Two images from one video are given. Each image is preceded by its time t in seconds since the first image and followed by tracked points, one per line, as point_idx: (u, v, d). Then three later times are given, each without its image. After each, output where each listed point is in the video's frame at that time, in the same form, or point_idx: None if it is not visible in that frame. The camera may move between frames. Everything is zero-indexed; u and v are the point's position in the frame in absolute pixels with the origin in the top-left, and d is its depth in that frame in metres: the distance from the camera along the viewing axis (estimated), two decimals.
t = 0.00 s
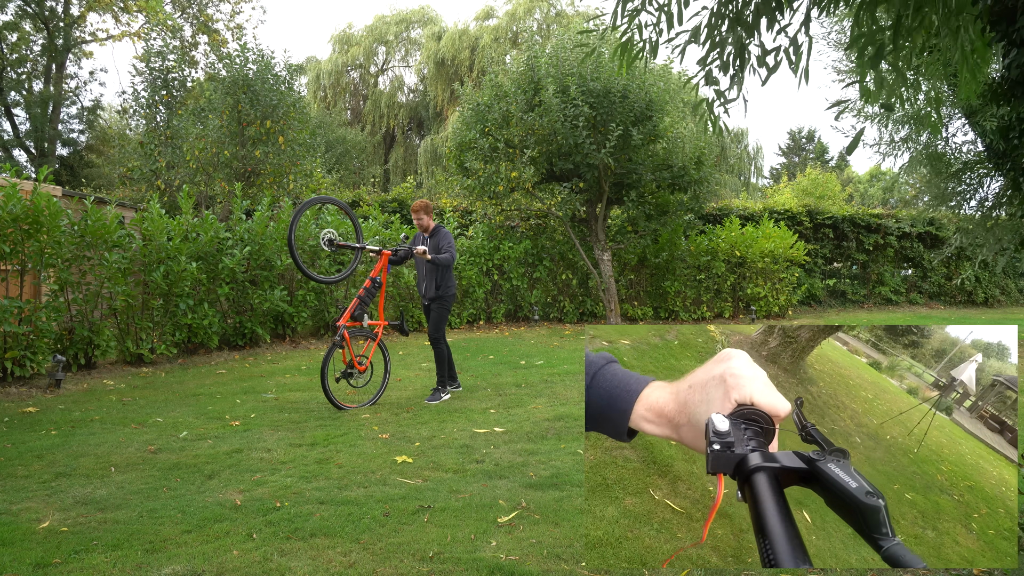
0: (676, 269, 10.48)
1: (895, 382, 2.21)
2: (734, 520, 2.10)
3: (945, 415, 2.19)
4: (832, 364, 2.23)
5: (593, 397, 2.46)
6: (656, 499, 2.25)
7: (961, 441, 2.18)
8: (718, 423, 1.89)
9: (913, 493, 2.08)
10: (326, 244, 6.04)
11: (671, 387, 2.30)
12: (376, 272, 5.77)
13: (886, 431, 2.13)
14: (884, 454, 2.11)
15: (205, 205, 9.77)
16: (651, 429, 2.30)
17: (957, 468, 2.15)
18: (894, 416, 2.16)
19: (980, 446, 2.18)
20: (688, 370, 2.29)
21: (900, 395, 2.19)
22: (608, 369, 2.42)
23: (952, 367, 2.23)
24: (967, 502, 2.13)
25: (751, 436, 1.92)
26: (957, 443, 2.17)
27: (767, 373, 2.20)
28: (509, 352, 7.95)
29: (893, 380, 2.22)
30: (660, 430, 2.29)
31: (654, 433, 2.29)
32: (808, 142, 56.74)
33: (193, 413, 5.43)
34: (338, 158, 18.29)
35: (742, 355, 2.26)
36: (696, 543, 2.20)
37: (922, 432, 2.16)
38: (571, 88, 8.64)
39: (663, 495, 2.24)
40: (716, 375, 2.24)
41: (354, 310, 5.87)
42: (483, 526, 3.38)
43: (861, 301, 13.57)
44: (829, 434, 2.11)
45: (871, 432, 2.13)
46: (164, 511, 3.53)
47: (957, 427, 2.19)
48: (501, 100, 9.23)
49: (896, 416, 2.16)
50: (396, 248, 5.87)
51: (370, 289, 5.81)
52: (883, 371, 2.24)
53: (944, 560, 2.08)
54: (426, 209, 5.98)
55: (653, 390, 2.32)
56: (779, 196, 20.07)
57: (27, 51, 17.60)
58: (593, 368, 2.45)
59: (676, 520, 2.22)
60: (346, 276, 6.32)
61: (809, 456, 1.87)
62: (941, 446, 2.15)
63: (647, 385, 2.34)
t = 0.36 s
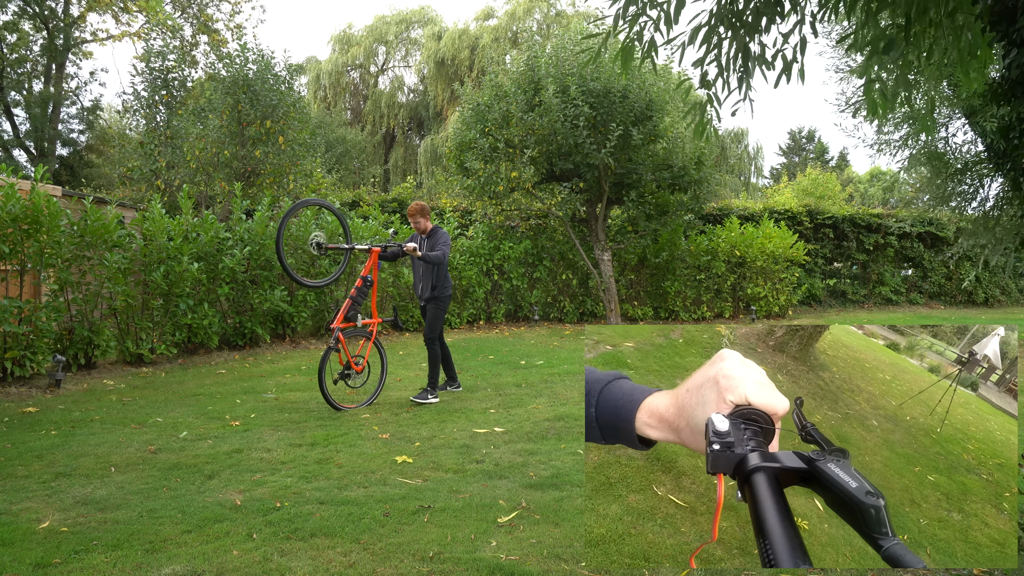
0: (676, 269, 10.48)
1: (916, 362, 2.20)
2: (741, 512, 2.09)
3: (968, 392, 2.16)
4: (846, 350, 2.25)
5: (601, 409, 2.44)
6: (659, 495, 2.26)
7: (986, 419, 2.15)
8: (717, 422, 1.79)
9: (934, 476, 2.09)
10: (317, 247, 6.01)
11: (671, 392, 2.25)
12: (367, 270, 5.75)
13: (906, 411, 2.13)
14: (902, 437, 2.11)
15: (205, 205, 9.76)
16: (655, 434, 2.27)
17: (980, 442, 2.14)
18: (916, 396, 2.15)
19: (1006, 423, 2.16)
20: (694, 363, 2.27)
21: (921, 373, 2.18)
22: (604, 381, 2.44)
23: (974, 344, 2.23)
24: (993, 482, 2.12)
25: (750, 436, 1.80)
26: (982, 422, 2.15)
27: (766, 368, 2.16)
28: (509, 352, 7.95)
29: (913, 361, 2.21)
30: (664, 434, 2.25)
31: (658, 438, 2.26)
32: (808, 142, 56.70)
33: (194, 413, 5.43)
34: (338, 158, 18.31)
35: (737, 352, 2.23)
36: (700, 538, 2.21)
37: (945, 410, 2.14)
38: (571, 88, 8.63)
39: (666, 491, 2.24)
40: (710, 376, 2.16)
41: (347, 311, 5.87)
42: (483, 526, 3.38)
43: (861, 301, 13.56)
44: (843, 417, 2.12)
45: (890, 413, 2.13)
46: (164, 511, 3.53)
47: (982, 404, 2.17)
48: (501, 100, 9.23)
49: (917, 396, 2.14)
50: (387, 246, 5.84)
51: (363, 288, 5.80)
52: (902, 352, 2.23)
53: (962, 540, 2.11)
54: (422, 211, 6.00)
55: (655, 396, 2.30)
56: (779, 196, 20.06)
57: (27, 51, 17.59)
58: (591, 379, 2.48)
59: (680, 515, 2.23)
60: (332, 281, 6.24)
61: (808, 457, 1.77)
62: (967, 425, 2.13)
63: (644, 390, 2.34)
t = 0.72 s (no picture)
0: (676, 269, 10.49)
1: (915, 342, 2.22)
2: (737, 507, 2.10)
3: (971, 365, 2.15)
4: (843, 336, 2.26)
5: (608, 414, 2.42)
6: (652, 496, 2.28)
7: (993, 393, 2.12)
8: (718, 422, 1.78)
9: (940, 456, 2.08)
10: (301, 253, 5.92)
11: (671, 392, 2.23)
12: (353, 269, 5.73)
13: (909, 389, 2.13)
14: (904, 416, 2.10)
15: (205, 206, 9.76)
16: (654, 433, 2.25)
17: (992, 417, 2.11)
18: (916, 373, 2.15)
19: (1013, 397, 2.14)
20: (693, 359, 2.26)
21: (921, 352, 2.19)
22: (606, 384, 2.46)
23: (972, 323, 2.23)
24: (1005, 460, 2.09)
25: (751, 436, 1.79)
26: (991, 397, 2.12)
27: (764, 366, 2.14)
28: (508, 352, 7.95)
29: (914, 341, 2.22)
30: (663, 433, 2.24)
31: (657, 437, 2.25)
32: (808, 142, 56.66)
33: (194, 413, 5.43)
34: (338, 158, 18.30)
35: (735, 351, 2.21)
36: (695, 536, 2.20)
37: (949, 386, 2.12)
38: (571, 88, 8.62)
39: (659, 491, 2.26)
40: (708, 376, 2.13)
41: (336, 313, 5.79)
42: (483, 525, 3.38)
43: (861, 301, 13.57)
44: (842, 403, 2.12)
45: (892, 393, 2.13)
46: (164, 511, 3.53)
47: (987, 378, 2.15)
48: (501, 100, 9.23)
49: (917, 373, 2.15)
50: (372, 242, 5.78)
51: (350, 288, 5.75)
52: (902, 333, 2.25)
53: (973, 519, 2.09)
54: (413, 209, 5.98)
55: (657, 397, 2.28)
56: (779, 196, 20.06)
57: (27, 52, 17.58)
58: (592, 382, 2.51)
59: (674, 514, 2.24)
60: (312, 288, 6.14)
61: (808, 456, 1.76)
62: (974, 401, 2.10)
63: (645, 391, 2.34)
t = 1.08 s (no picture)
0: (676, 269, 10.49)
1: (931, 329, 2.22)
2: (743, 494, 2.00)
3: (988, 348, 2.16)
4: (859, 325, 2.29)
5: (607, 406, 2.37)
6: (661, 486, 2.23)
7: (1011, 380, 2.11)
8: (718, 421, 1.77)
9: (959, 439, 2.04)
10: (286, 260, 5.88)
11: (672, 387, 2.16)
12: (343, 269, 5.73)
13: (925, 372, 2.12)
14: (922, 398, 2.08)
15: (205, 206, 9.76)
16: (652, 428, 2.19)
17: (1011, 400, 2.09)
18: (932, 356, 2.15)
19: None
20: (695, 357, 2.26)
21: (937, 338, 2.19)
22: (607, 377, 2.42)
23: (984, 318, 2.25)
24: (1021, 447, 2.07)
25: (751, 436, 1.78)
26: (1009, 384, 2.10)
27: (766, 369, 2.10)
28: (508, 352, 7.95)
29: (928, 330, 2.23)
30: (660, 428, 2.16)
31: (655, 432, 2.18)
32: (808, 142, 56.63)
33: (193, 413, 5.43)
34: (338, 158, 18.29)
35: (738, 353, 2.17)
36: (702, 526, 2.15)
37: (969, 366, 2.12)
38: (571, 88, 8.62)
39: (666, 479, 2.21)
40: (710, 373, 2.06)
41: (329, 314, 5.78)
42: (483, 525, 3.38)
43: (861, 301, 13.57)
44: (856, 386, 2.11)
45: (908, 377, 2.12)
46: (164, 511, 3.53)
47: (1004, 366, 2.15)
48: (501, 100, 9.24)
49: (933, 356, 2.14)
50: (361, 241, 5.76)
51: (343, 289, 5.75)
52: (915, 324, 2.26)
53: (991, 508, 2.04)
54: (402, 208, 5.96)
55: (657, 392, 2.22)
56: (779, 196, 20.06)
57: (27, 52, 17.58)
58: (592, 375, 2.48)
59: (682, 503, 2.19)
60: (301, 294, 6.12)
61: (808, 456, 1.75)
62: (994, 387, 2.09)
63: (646, 386, 2.29)
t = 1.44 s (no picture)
0: (676, 269, 10.49)
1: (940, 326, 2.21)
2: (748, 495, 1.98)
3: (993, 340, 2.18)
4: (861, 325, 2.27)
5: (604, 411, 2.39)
6: (663, 488, 2.19)
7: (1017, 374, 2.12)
8: (720, 423, 1.76)
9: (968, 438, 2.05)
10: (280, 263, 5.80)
11: (671, 389, 2.22)
12: (338, 270, 5.66)
13: (935, 369, 2.11)
14: (934, 394, 2.08)
15: (205, 206, 9.75)
16: (651, 429, 2.23)
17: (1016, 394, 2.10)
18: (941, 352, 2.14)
19: None
20: (698, 362, 2.24)
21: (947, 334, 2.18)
22: (603, 381, 2.45)
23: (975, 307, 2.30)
24: None
25: (750, 435, 1.78)
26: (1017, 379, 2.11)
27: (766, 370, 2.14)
28: (508, 352, 7.95)
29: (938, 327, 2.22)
30: (659, 430, 2.21)
31: (654, 433, 2.22)
32: (808, 142, 56.58)
33: (193, 413, 5.43)
34: (338, 158, 18.31)
35: (738, 352, 2.21)
36: (705, 526, 2.11)
37: (978, 360, 2.12)
38: (571, 88, 8.63)
39: (669, 482, 2.17)
40: (710, 373, 2.14)
41: (324, 316, 5.75)
42: (483, 525, 3.38)
43: (861, 302, 13.56)
44: (862, 383, 2.10)
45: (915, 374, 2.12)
46: (164, 511, 3.53)
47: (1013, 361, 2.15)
48: (501, 100, 9.24)
49: (942, 352, 2.14)
50: (356, 240, 5.73)
51: (338, 289, 5.67)
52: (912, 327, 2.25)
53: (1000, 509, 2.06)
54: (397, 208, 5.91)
55: (655, 392, 2.26)
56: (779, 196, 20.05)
57: (27, 51, 17.55)
58: (589, 380, 2.51)
59: (684, 505, 2.15)
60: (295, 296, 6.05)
61: (808, 455, 1.76)
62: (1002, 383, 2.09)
63: (643, 388, 2.32)
